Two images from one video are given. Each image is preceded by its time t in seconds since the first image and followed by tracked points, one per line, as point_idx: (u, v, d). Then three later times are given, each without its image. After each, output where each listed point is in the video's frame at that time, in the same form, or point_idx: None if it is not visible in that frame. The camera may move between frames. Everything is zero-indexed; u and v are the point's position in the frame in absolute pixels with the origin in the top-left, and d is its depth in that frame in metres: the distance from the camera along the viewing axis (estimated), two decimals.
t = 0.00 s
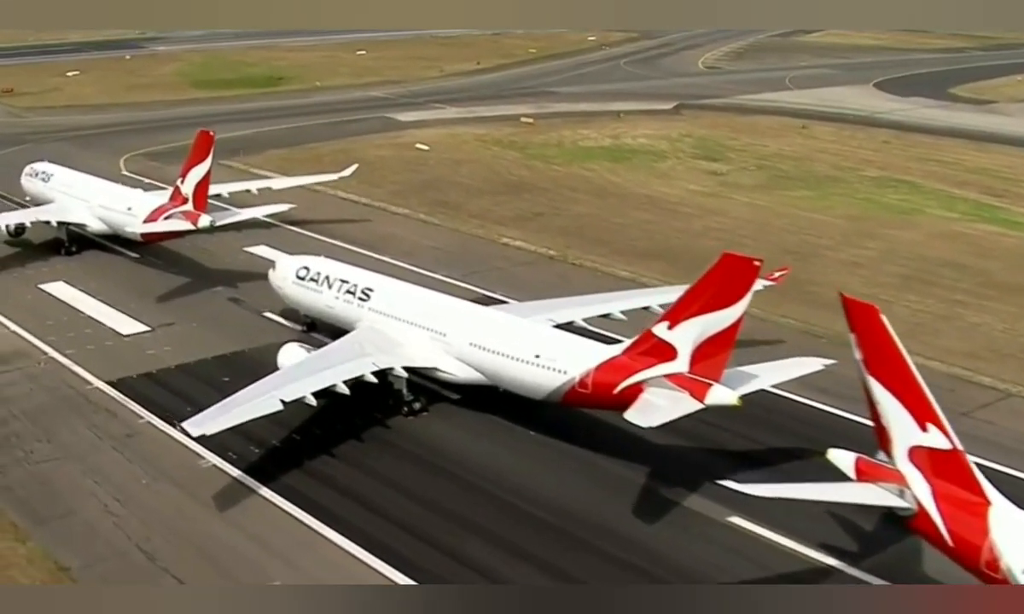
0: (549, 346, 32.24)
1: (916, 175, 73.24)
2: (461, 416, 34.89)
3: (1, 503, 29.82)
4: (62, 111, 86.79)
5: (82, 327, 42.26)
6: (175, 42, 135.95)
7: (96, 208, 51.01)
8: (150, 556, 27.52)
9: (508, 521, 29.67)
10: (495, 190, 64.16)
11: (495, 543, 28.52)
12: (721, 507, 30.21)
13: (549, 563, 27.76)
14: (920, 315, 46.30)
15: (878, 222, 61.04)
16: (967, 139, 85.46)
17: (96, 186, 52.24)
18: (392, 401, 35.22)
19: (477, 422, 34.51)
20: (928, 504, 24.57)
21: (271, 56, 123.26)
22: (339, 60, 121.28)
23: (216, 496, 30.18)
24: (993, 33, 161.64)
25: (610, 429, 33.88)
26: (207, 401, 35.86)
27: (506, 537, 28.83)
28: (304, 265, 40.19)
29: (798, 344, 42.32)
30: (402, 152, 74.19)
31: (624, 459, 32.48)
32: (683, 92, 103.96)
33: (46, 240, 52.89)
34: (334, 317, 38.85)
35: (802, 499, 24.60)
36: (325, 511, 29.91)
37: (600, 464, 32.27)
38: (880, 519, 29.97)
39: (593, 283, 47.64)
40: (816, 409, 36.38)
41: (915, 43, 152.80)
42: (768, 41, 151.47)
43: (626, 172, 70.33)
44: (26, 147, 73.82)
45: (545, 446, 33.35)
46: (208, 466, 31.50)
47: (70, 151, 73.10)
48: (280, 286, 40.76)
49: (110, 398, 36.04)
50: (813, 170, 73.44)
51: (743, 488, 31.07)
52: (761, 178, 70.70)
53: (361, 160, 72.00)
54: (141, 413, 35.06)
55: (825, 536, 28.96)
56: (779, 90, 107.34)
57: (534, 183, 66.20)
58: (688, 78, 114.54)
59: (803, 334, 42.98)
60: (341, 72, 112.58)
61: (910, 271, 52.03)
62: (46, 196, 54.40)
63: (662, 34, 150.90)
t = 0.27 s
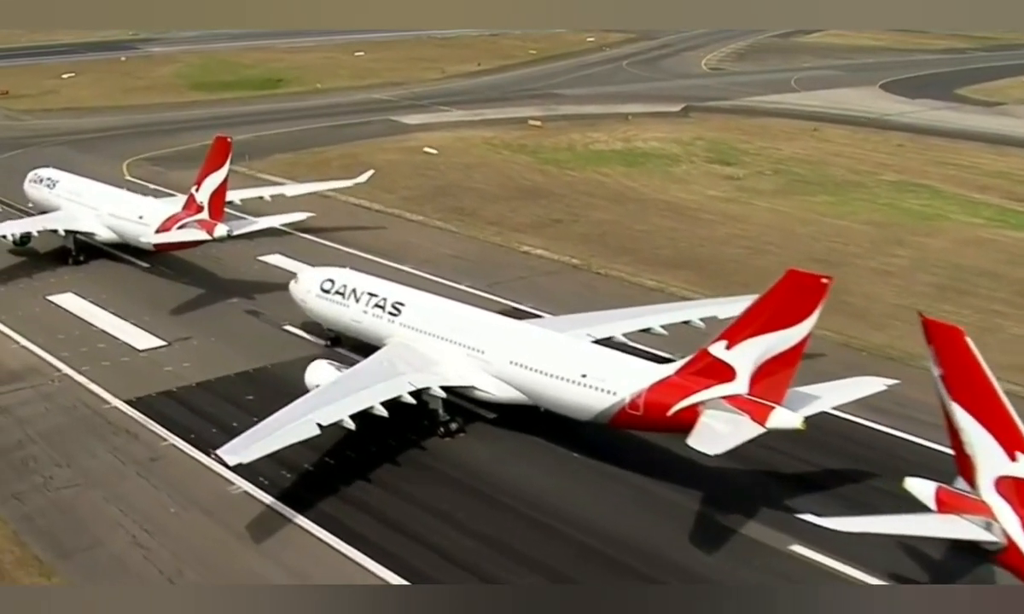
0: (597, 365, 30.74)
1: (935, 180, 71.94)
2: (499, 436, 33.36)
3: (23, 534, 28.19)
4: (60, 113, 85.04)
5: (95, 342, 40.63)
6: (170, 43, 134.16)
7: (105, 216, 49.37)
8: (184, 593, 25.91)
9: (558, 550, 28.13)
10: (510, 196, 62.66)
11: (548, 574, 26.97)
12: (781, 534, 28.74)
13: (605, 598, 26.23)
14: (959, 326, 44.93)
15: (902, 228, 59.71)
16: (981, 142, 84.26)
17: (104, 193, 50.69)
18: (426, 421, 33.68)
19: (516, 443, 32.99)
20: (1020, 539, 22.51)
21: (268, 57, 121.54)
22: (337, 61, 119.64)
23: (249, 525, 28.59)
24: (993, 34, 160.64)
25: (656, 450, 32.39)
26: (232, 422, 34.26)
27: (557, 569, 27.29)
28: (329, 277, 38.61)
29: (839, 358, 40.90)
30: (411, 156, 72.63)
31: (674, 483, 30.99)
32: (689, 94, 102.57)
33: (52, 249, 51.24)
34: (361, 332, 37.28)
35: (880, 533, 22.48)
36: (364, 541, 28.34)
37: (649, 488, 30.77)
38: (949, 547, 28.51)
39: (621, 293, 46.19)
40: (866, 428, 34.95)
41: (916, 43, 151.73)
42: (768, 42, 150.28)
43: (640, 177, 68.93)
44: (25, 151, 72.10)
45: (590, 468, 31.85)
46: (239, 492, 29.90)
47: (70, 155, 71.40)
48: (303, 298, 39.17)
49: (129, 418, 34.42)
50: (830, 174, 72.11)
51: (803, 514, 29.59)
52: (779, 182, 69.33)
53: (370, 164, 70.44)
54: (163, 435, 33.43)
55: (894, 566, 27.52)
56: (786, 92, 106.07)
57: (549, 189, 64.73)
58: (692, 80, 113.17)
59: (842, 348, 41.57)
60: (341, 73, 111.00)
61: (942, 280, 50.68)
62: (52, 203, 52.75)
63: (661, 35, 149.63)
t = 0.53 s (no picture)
0: (634, 380, 29.77)
1: (949, 182, 70.99)
2: (528, 452, 32.33)
3: (40, 558, 27.08)
4: (58, 116, 83.82)
5: (106, 353, 39.51)
6: (166, 44, 132.86)
7: (111, 223, 48.23)
8: None
9: (597, 573, 27.10)
10: (521, 200, 61.61)
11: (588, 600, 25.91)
12: (826, 555, 27.72)
13: None
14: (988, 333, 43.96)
15: (920, 232, 58.77)
16: (992, 143, 83.36)
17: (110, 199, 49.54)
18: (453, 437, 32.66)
19: (547, 460, 31.96)
20: None
21: (266, 58, 120.29)
22: (337, 62, 118.48)
23: (275, 549, 27.50)
24: (993, 34, 159.87)
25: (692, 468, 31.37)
26: (253, 438, 33.14)
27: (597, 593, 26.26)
28: (348, 286, 37.50)
29: (870, 368, 39.90)
30: (417, 159, 71.52)
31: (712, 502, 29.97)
32: (694, 96, 101.61)
33: (57, 257, 50.09)
34: (383, 344, 36.23)
35: (935, 560, 21.72)
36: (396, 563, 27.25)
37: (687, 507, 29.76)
38: (1001, 569, 27.52)
39: (642, 302, 45.19)
40: (905, 443, 33.96)
41: (917, 44, 150.90)
42: (768, 42, 149.37)
43: (651, 180, 67.91)
44: (25, 155, 70.89)
45: (624, 486, 30.83)
46: (263, 514, 28.82)
47: (71, 158, 70.21)
48: (321, 307, 38.09)
49: (144, 434, 33.32)
50: (842, 177, 71.16)
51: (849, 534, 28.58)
52: (791, 186, 68.36)
53: (376, 167, 69.34)
54: (181, 452, 32.33)
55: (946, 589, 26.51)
56: (791, 93, 105.12)
57: (560, 192, 63.69)
58: (695, 81, 112.21)
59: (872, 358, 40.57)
60: (341, 75, 109.85)
61: (966, 286, 49.72)
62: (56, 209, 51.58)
63: (660, 35, 148.69)
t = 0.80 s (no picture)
0: (690, 403, 28.35)
1: (968, 186, 69.81)
2: (573, 476, 30.90)
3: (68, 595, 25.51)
4: (55, 119, 82.04)
5: (122, 369, 37.95)
6: (158, 44, 130.95)
7: (121, 232, 46.61)
8: None
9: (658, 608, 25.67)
10: (536, 206, 60.19)
11: None
12: (896, 585, 26.35)
13: None
14: None
15: (946, 238, 57.53)
16: (1005, 146, 82.26)
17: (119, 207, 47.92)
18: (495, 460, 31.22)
19: (594, 484, 30.54)
20: None
21: (262, 60, 118.55)
22: (333, 63, 116.83)
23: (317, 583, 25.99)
24: (991, 35, 159.07)
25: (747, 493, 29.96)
26: (284, 461, 31.61)
27: None
28: (378, 300, 36.06)
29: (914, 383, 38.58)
30: (425, 163, 70.00)
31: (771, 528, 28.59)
32: (699, 97, 100.31)
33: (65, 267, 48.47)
34: (416, 361, 34.77)
35: None
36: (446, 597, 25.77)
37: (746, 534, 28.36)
38: None
39: (674, 313, 43.83)
40: (962, 463, 32.64)
41: (915, 44, 149.92)
42: (766, 43, 148.18)
43: (666, 185, 66.55)
44: (24, 159, 69.15)
45: (677, 512, 29.43)
46: (301, 544, 27.31)
47: (71, 163, 68.50)
48: (348, 322, 36.68)
49: (169, 457, 31.77)
50: (859, 181, 69.90)
51: (919, 562, 27.16)
52: (809, 190, 67.07)
53: (384, 171, 67.82)
54: (209, 477, 30.79)
55: None
56: (796, 95, 103.88)
57: (575, 198, 62.27)
58: (698, 83, 110.93)
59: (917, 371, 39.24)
60: (340, 76, 108.25)
61: (1000, 294, 48.47)
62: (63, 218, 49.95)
63: (659, 36, 147.43)
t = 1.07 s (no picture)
0: (743, 424, 27.19)
1: (985, 190, 68.82)
2: (617, 497, 29.74)
3: None
4: (54, 122, 80.58)
5: (140, 384, 36.68)
6: (153, 45, 129.42)
7: (131, 240, 45.28)
8: None
9: None
10: (551, 211, 59.05)
11: None
12: None
13: None
14: None
15: (969, 244, 56.53)
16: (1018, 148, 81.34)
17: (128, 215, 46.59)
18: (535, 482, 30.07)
19: (639, 506, 29.38)
20: None
21: (259, 61, 117.12)
22: (332, 64, 115.50)
23: None
24: (990, 35, 158.37)
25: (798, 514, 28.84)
26: (315, 483, 30.38)
27: None
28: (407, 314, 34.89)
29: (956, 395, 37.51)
30: (434, 167, 68.76)
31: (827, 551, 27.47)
32: (704, 99, 99.24)
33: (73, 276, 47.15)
34: (447, 377, 33.59)
35: None
36: None
37: (801, 559, 27.23)
38: None
39: (703, 322, 42.77)
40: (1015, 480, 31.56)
41: (916, 44, 149.07)
42: (766, 43, 147.19)
43: (681, 189, 65.45)
44: (24, 163, 67.76)
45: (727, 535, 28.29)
46: (339, 573, 26.09)
47: (73, 167, 67.11)
48: (375, 336, 35.53)
49: (195, 479, 30.53)
50: (874, 184, 68.88)
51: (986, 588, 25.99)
52: (825, 194, 66.04)
53: (393, 175, 66.58)
54: (238, 499, 29.55)
55: None
56: (802, 96, 102.86)
57: (589, 202, 61.12)
58: (701, 83, 109.89)
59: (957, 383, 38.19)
60: (340, 78, 106.99)
61: None
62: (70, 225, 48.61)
63: (659, 37, 146.27)
